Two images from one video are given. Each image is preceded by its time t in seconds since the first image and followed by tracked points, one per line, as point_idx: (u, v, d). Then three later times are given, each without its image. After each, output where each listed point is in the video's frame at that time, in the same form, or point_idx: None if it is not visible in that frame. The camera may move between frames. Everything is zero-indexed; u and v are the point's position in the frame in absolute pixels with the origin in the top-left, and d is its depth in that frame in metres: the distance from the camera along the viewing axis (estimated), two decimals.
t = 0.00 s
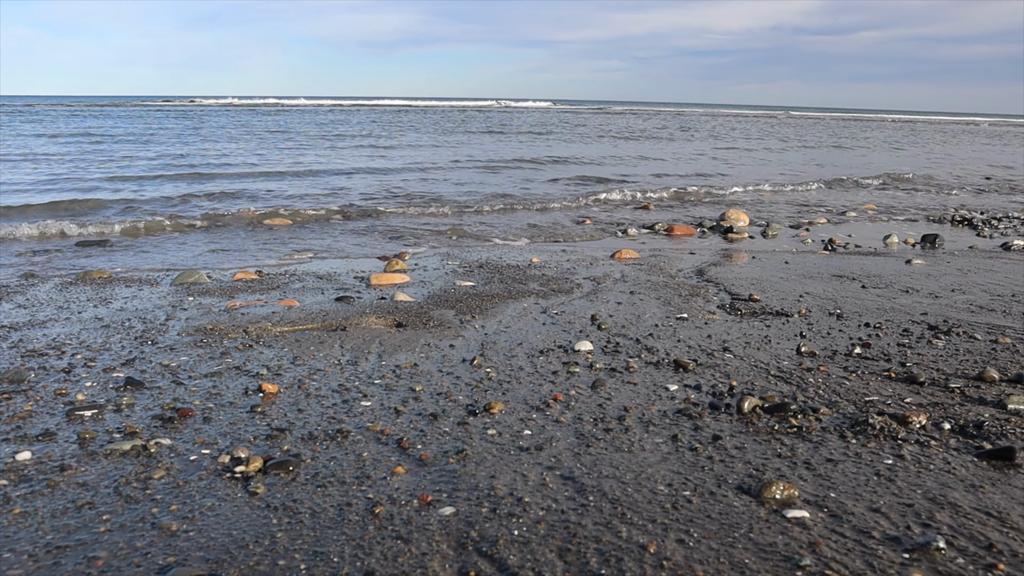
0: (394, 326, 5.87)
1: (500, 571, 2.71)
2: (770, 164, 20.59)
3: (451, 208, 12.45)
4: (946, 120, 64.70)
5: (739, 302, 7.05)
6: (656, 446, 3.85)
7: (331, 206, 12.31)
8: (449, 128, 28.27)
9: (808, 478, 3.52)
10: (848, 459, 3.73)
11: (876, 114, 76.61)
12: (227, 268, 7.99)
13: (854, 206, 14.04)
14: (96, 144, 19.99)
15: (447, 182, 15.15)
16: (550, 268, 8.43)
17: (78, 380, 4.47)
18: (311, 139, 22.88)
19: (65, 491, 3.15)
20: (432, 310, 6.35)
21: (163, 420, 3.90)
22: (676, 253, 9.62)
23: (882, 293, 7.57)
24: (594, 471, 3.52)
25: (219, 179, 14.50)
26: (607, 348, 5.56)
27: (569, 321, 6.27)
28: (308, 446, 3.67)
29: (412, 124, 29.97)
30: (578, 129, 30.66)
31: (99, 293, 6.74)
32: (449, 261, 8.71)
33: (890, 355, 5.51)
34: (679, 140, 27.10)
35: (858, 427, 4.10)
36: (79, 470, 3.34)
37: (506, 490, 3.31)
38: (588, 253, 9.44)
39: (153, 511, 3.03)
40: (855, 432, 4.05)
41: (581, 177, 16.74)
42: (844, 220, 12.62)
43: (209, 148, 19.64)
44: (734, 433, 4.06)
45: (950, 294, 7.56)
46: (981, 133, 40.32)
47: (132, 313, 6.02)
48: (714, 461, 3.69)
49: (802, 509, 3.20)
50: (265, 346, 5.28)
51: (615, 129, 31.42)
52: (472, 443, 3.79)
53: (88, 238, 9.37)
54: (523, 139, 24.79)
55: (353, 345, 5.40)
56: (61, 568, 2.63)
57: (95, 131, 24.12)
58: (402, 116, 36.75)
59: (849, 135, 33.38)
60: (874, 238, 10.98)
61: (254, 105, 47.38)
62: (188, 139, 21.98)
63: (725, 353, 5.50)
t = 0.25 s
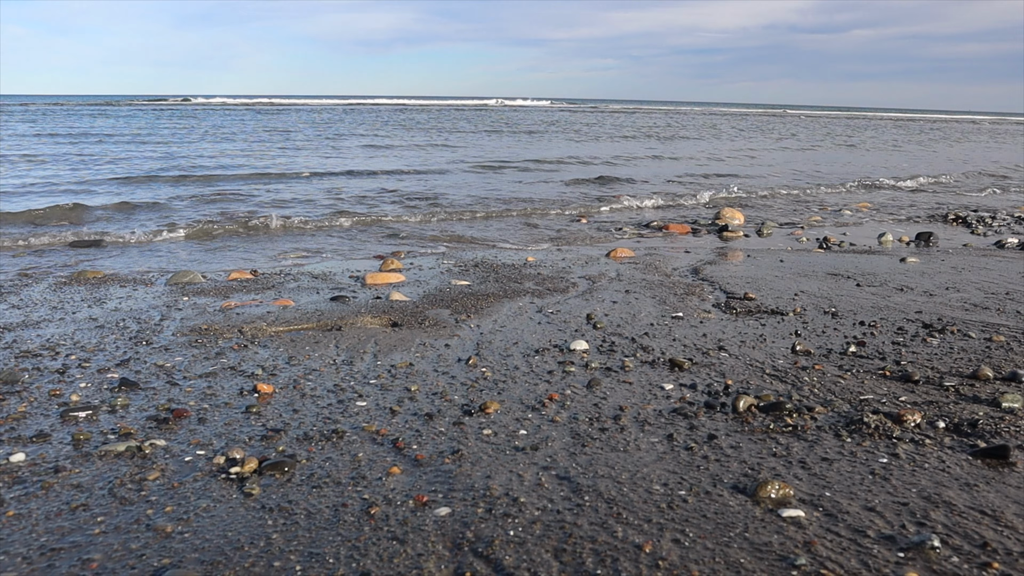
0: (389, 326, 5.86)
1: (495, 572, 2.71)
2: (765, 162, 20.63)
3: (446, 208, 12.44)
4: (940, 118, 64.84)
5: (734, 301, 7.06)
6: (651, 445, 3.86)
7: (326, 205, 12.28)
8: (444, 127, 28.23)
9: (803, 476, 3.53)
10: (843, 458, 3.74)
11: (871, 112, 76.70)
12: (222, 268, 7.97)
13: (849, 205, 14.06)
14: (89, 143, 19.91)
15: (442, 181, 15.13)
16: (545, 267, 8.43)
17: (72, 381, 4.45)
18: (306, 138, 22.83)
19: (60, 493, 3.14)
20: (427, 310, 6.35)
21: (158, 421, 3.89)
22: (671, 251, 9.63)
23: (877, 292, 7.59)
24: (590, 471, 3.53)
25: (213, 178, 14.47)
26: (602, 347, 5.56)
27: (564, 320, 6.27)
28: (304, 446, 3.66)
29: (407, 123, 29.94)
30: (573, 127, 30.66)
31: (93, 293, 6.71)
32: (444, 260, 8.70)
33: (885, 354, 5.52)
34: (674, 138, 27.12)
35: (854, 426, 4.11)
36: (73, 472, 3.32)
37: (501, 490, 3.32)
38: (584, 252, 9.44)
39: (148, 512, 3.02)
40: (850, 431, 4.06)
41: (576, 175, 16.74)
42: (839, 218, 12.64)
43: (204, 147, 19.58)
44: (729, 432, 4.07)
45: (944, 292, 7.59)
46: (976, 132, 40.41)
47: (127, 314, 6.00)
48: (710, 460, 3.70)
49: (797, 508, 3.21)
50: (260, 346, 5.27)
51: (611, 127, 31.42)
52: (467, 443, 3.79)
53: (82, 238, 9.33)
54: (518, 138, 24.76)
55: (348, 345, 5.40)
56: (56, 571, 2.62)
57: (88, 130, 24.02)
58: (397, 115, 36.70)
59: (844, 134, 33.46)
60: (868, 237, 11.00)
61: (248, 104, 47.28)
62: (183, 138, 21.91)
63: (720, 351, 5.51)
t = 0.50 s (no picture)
0: (385, 326, 5.86)
1: (493, 570, 2.72)
2: (759, 161, 20.68)
3: (441, 207, 12.44)
4: (933, 118, 65.09)
5: (729, 300, 7.08)
6: (647, 444, 3.87)
7: (321, 205, 12.26)
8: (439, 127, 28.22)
9: (799, 474, 3.55)
10: (839, 456, 3.76)
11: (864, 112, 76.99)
12: (217, 268, 7.95)
13: (843, 204, 14.12)
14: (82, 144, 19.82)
15: (438, 181, 15.13)
16: (541, 267, 8.44)
17: (67, 381, 4.44)
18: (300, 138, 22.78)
19: (56, 493, 3.13)
20: (423, 310, 6.35)
21: (154, 422, 3.88)
22: (666, 250, 9.65)
23: (871, 290, 7.62)
24: (587, 469, 3.54)
25: (207, 178, 14.43)
26: (598, 346, 5.57)
27: (560, 320, 6.28)
28: (301, 446, 3.66)
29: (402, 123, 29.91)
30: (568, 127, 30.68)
31: (87, 293, 6.69)
32: (439, 260, 8.70)
33: (879, 352, 5.55)
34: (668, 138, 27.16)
35: (849, 424, 4.13)
36: (69, 472, 3.32)
37: (498, 489, 3.32)
38: (579, 251, 9.46)
39: (145, 513, 3.01)
40: (845, 429, 4.08)
41: (571, 175, 16.76)
42: (834, 217, 12.67)
43: (198, 147, 19.51)
44: (725, 430, 4.09)
45: (938, 290, 7.63)
46: (969, 131, 40.58)
47: (122, 314, 5.99)
48: (706, 458, 3.71)
49: (793, 506, 3.23)
50: (256, 346, 5.26)
51: (605, 127, 31.44)
52: (464, 442, 3.79)
53: (75, 239, 9.29)
54: (513, 138, 24.76)
55: (344, 344, 5.39)
56: (52, 572, 2.62)
57: (81, 130, 23.92)
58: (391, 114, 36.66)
59: (837, 133, 33.57)
60: (862, 236, 11.04)
61: (241, 104, 47.14)
62: (176, 138, 21.83)
63: (716, 350, 5.53)
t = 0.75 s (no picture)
0: (382, 326, 5.85)
1: (491, 571, 2.72)
2: (756, 160, 20.71)
3: (437, 207, 12.43)
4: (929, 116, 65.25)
5: (725, 299, 7.09)
6: (645, 444, 3.87)
7: (317, 204, 12.25)
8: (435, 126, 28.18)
9: (796, 474, 3.55)
10: (836, 455, 3.76)
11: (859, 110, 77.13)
12: (212, 268, 7.94)
13: (839, 202, 14.15)
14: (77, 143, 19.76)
15: (434, 180, 15.11)
16: (537, 266, 8.44)
17: (63, 382, 4.43)
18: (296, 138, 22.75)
19: (52, 495, 3.13)
20: (420, 309, 6.34)
21: (151, 423, 3.87)
22: (662, 249, 9.66)
23: (867, 289, 7.63)
24: (584, 469, 3.54)
25: (203, 178, 14.39)
26: (595, 346, 5.57)
27: (557, 319, 6.28)
28: (298, 447, 3.66)
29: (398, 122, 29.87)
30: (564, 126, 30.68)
31: (82, 294, 6.67)
32: (436, 259, 8.70)
33: (876, 351, 5.56)
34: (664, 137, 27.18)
35: (845, 423, 4.14)
36: (65, 474, 3.31)
37: (496, 489, 3.32)
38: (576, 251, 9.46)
39: (141, 514, 3.01)
40: (842, 428, 4.09)
41: (567, 174, 16.75)
42: (830, 216, 12.68)
43: (193, 147, 19.46)
44: (722, 430, 4.09)
45: (934, 289, 7.65)
46: (965, 130, 40.66)
47: (117, 314, 5.97)
48: (703, 458, 3.72)
49: (790, 505, 3.23)
50: (252, 347, 5.25)
51: (602, 126, 31.45)
52: (461, 443, 3.79)
53: (71, 239, 9.27)
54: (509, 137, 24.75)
55: (341, 344, 5.39)
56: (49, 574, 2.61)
57: (77, 130, 23.85)
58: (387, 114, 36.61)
59: (833, 131, 33.62)
60: (859, 235, 11.06)
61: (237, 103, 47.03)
62: (171, 138, 21.78)
63: (713, 350, 5.53)
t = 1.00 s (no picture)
0: (379, 326, 5.85)
1: (487, 571, 2.72)
2: (753, 159, 20.72)
3: (434, 206, 12.43)
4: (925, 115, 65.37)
5: (722, 298, 7.09)
6: (641, 443, 3.88)
7: (314, 204, 12.24)
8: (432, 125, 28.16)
9: (792, 473, 3.56)
10: (832, 455, 3.77)
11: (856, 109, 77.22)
12: (209, 268, 7.93)
13: (836, 201, 14.17)
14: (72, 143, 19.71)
15: (431, 180, 15.11)
16: (535, 266, 8.44)
17: (59, 383, 4.42)
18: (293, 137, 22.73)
19: (48, 496, 3.12)
20: (417, 309, 6.34)
21: (147, 423, 3.87)
22: (659, 249, 9.67)
23: (864, 288, 7.64)
24: (581, 469, 3.54)
25: (200, 178, 14.37)
26: (592, 346, 5.58)
27: (553, 319, 6.28)
28: (294, 447, 3.66)
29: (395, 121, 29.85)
30: (562, 125, 30.68)
31: (79, 294, 6.66)
32: (432, 259, 8.69)
33: (872, 350, 5.57)
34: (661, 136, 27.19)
35: (842, 422, 4.15)
36: (62, 475, 3.30)
37: (493, 489, 3.33)
38: (573, 250, 9.46)
39: (138, 515, 3.01)
40: (838, 427, 4.10)
41: (565, 173, 16.76)
42: (827, 216, 12.70)
43: (190, 147, 19.43)
44: (719, 429, 4.10)
45: (931, 288, 7.66)
46: (962, 129, 40.70)
47: (114, 315, 5.96)
48: (700, 457, 3.73)
49: (786, 505, 3.24)
50: (249, 347, 5.25)
51: (600, 125, 31.43)
52: (458, 442, 3.79)
53: (67, 239, 9.25)
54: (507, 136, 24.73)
55: (338, 344, 5.38)
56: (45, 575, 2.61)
57: (73, 130, 23.81)
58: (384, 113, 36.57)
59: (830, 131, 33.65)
60: (856, 234, 11.08)
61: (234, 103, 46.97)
62: (168, 138, 21.74)
63: (709, 349, 5.54)
